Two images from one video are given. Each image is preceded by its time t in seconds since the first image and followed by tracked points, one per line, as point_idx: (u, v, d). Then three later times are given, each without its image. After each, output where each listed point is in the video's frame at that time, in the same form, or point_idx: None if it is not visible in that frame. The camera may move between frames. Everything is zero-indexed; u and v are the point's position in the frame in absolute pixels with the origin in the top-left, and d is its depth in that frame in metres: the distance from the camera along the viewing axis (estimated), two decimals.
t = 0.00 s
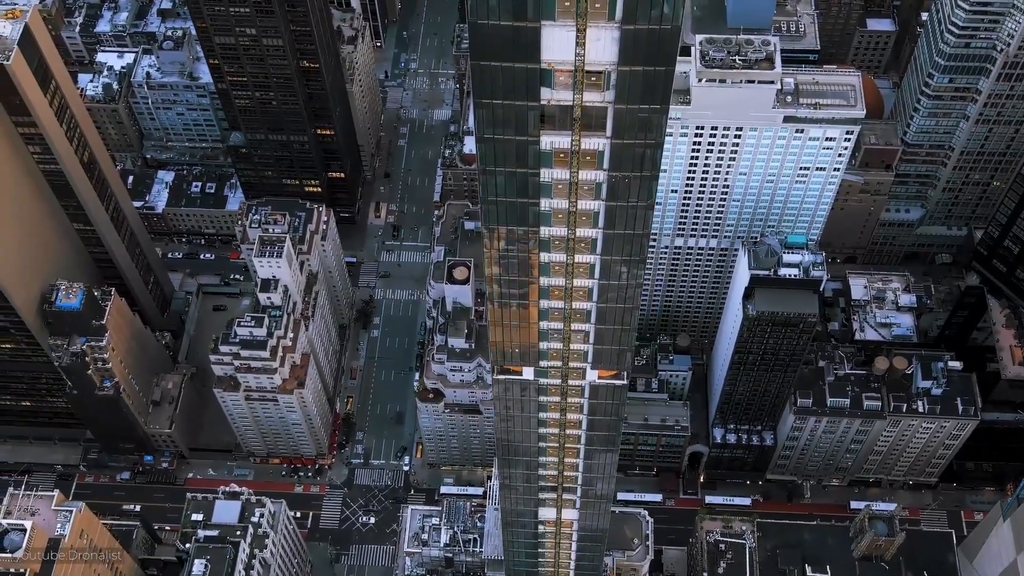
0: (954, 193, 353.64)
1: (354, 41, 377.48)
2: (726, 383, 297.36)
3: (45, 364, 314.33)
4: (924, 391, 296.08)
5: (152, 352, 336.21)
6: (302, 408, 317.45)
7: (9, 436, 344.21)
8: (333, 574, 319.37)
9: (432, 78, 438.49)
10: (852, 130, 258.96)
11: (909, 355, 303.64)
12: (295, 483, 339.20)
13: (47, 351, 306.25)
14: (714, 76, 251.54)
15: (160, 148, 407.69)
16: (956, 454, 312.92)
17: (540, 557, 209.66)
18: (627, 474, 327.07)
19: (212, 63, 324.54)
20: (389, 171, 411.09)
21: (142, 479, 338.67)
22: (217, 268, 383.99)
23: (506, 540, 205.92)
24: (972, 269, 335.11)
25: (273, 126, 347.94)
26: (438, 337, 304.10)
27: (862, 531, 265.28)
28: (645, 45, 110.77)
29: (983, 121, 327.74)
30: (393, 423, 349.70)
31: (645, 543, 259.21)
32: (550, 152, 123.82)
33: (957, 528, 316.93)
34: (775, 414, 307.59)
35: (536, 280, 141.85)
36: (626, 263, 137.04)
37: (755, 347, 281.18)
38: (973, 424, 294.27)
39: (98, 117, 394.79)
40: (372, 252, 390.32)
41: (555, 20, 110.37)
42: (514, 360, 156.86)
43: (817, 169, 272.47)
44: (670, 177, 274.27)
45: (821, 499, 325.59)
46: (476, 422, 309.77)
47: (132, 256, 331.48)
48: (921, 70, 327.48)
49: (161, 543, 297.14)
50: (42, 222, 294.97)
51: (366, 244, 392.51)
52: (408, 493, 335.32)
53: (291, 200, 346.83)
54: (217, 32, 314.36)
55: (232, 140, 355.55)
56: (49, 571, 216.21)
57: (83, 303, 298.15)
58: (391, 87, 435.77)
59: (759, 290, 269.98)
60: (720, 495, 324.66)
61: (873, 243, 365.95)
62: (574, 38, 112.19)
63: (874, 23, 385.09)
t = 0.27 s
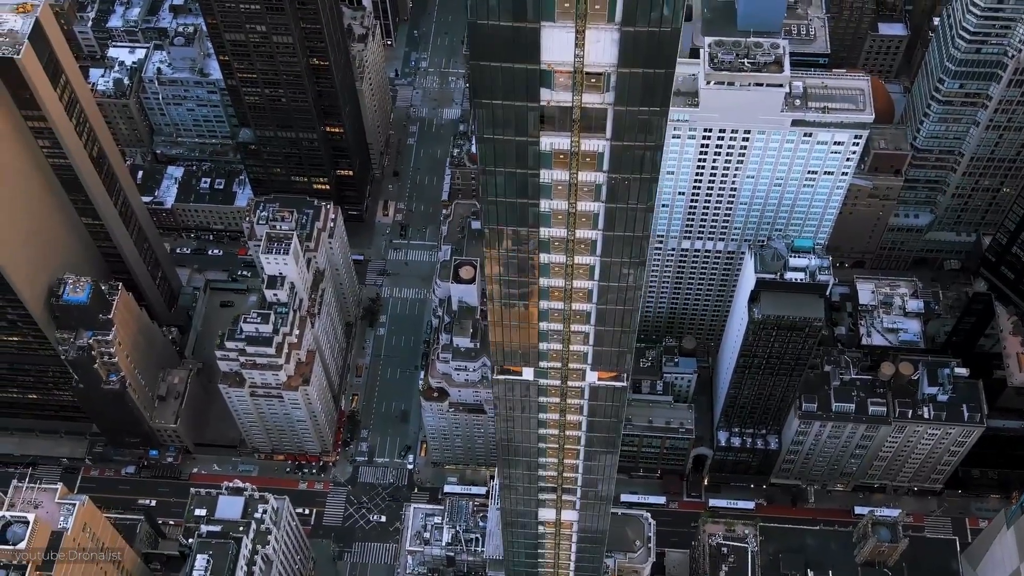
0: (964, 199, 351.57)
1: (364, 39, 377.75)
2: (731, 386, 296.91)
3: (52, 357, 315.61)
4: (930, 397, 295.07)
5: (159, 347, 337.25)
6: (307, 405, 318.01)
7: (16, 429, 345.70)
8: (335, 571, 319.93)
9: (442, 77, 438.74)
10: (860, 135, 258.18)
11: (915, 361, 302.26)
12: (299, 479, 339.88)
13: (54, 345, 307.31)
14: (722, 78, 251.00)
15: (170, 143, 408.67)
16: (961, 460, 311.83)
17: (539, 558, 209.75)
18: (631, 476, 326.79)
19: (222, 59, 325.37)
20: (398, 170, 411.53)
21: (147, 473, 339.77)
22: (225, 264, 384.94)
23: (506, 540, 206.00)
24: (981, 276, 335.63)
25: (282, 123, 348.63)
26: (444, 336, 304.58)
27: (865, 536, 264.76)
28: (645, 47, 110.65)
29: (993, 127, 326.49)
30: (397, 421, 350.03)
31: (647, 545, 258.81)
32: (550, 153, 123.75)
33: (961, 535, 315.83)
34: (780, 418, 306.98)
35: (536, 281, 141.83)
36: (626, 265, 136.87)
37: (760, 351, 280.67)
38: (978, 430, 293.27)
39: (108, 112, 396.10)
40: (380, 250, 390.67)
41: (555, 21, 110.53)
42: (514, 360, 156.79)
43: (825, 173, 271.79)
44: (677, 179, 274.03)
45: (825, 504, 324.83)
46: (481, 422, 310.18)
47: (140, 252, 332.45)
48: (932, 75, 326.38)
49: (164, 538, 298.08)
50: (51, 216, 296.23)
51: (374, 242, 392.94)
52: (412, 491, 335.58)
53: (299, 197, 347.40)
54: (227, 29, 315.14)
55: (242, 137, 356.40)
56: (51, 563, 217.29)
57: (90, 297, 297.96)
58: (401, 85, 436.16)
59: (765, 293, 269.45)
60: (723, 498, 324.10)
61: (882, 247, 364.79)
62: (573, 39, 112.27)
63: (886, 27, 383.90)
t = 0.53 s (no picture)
0: (972, 204, 351.36)
1: (372, 38, 377.92)
2: (735, 389, 296.53)
3: (58, 352, 316.48)
4: (935, 402, 294.18)
5: (164, 342, 337.93)
6: (311, 403, 318.40)
7: (21, 423, 346.86)
8: (337, 569, 320.31)
9: (450, 76, 438.81)
10: (867, 138, 257.48)
11: (920, 365, 301.29)
12: (302, 476, 340.34)
13: (59, 340, 308.11)
14: (729, 80, 250.20)
15: (178, 140, 409.32)
16: (965, 466, 310.87)
17: (539, 558, 209.81)
18: (634, 477, 326.57)
19: (230, 56, 325.89)
20: (405, 169, 411.78)
21: (151, 469, 340.55)
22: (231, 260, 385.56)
23: (506, 540, 206.00)
24: (987, 281, 330.62)
25: (289, 121, 349.02)
26: (448, 335, 304.97)
27: (867, 541, 264.57)
28: (644, 48, 110.41)
29: (1002, 132, 325.37)
30: (401, 420, 350.23)
31: (649, 547, 258.45)
32: (550, 153, 123.60)
33: (964, 541, 314.85)
34: (785, 421, 306.42)
35: (536, 282, 141.80)
36: (626, 266, 136.69)
37: (765, 354, 280.21)
38: (983, 436, 292.32)
39: (117, 108, 397.03)
40: (386, 249, 390.87)
41: (555, 22, 110.28)
42: (515, 360, 156.75)
43: (832, 177, 271.17)
44: (683, 181, 273.68)
45: (829, 508, 324.13)
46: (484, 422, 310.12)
47: (146, 247, 333.17)
48: (941, 79, 325.43)
49: (167, 533, 298.72)
50: (58, 211, 297.04)
51: (380, 240, 393.24)
52: (415, 490, 335.72)
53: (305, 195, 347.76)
54: (235, 26, 315.72)
55: (249, 134, 357.01)
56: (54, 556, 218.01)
57: (95, 292, 299.60)
58: (409, 84, 436.38)
59: (769, 296, 269.02)
60: (726, 500, 323.68)
61: (889, 251, 363.83)
62: (572, 40, 112.02)
63: (895, 31, 382.92)
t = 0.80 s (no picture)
0: (980, 209, 350.06)
1: (382, 36, 378.21)
2: (740, 392, 295.99)
3: (64, 346, 317.33)
4: (940, 408, 293.12)
5: (170, 338, 338.72)
6: (315, 400, 318.81)
7: (27, 416, 348.03)
8: (339, 567, 320.77)
9: (459, 76, 439.08)
10: (875, 142, 256.74)
11: (926, 371, 300.19)
12: (306, 474, 340.78)
13: (66, 334, 308.98)
14: (737, 83, 250.17)
15: (187, 136, 410.23)
16: (970, 472, 309.72)
17: (539, 559, 209.86)
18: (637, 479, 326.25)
19: (239, 53, 326.59)
20: (413, 167, 412.15)
21: (155, 464, 341.21)
22: (238, 257, 386.27)
23: (506, 540, 206.10)
24: (993, 286, 324.15)
25: (297, 118, 349.56)
26: (453, 334, 305.43)
27: (870, 546, 263.49)
28: (645, 50, 110.08)
29: (1011, 138, 324.25)
30: (405, 419, 350.53)
31: (651, 549, 257.99)
32: (550, 154, 123.54)
33: (968, 547, 313.72)
34: (789, 425, 305.74)
35: (536, 283, 141.80)
36: (625, 268, 136.49)
37: (769, 357, 279.60)
38: (988, 443, 291.27)
39: (126, 103, 398.17)
40: (393, 247, 391.19)
41: (555, 23, 110.08)
42: (515, 360, 156.90)
43: (839, 180, 270.49)
44: (690, 183, 273.26)
45: (833, 513, 323.14)
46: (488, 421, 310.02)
47: (154, 243, 334.03)
48: (950, 84, 324.51)
49: (170, 529, 299.20)
50: (65, 206, 297.98)
51: (387, 238, 393.61)
52: (418, 489, 335.96)
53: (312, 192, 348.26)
54: (245, 24, 316.50)
55: (257, 131, 357.62)
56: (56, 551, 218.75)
57: (102, 287, 300.57)
58: (418, 83, 436.79)
59: (775, 299, 268.46)
60: (730, 503, 323.08)
61: (896, 256, 362.73)
62: (572, 40, 111.91)
63: (905, 35, 381.85)
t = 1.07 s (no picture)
0: (989, 215, 348.17)
1: (391, 35, 378.49)
2: (744, 395, 295.55)
3: (71, 340, 318.36)
4: (945, 413, 292.16)
5: (176, 334, 339.50)
6: (320, 397, 319.27)
7: (34, 410, 349.49)
8: (342, 564, 321.20)
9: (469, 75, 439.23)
10: (882, 146, 255.98)
11: (931, 376, 298.95)
12: (310, 471, 341.27)
13: (72, 329, 309.99)
14: (744, 85, 249.79)
15: (196, 132, 411.10)
16: (975, 478, 308.67)
17: (539, 560, 209.87)
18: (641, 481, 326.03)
19: (248, 50, 327.23)
20: (421, 166, 412.43)
21: (160, 459, 342.17)
22: (245, 254, 387.13)
23: (506, 540, 206.18)
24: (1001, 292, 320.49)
25: (306, 116, 350.04)
26: (458, 334, 305.81)
27: (873, 551, 262.84)
28: (644, 52, 109.82)
29: (1020, 143, 323.08)
30: (409, 417, 350.75)
31: (652, 551, 257.80)
32: (549, 155, 123.64)
33: (972, 554, 312.63)
34: (794, 428, 305.17)
35: (536, 283, 141.77)
36: (625, 270, 136.38)
37: (774, 361, 279.18)
38: (993, 449, 290.23)
39: (136, 99, 399.34)
40: (399, 246, 391.44)
41: (554, 23, 110.06)
42: (514, 360, 157.15)
43: (846, 184, 269.79)
44: (697, 185, 273.00)
45: (836, 517, 322.28)
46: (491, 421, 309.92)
47: (161, 239, 334.89)
48: (959, 89, 323.72)
49: (174, 524, 299.80)
50: (73, 200, 298.85)
51: (394, 237, 393.91)
52: (422, 487, 336.23)
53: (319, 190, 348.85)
54: (254, 21, 317.25)
55: (266, 129, 358.21)
56: (58, 545, 219.34)
57: (109, 282, 301.01)
58: (427, 82, 437.12)
59: (780, 302, 267.97)
60: (733, 506, 322.59)
61: (904, 261, 361.63)
62: (570, 41, 111.92)
63: (916, 39, 380.63)
